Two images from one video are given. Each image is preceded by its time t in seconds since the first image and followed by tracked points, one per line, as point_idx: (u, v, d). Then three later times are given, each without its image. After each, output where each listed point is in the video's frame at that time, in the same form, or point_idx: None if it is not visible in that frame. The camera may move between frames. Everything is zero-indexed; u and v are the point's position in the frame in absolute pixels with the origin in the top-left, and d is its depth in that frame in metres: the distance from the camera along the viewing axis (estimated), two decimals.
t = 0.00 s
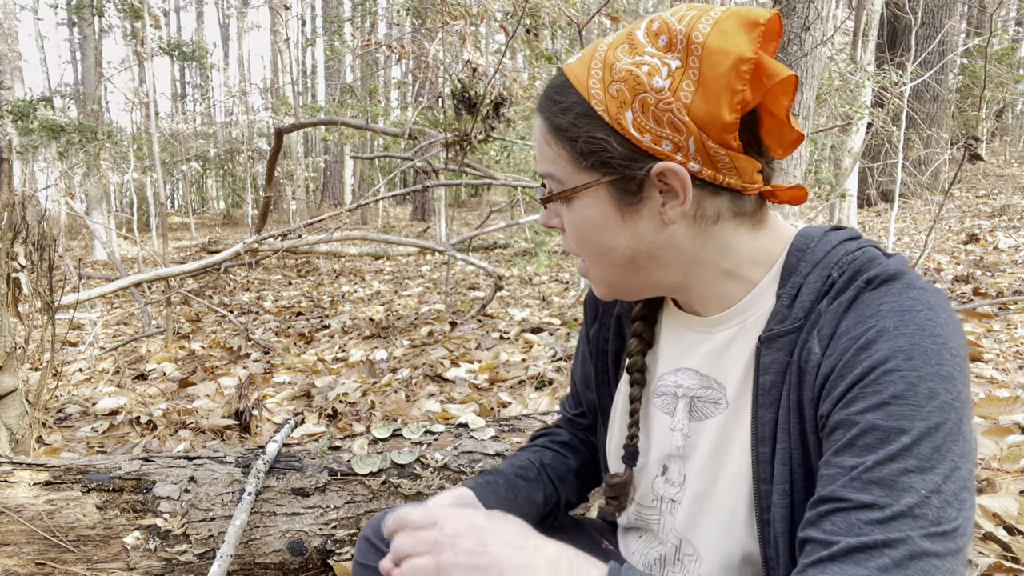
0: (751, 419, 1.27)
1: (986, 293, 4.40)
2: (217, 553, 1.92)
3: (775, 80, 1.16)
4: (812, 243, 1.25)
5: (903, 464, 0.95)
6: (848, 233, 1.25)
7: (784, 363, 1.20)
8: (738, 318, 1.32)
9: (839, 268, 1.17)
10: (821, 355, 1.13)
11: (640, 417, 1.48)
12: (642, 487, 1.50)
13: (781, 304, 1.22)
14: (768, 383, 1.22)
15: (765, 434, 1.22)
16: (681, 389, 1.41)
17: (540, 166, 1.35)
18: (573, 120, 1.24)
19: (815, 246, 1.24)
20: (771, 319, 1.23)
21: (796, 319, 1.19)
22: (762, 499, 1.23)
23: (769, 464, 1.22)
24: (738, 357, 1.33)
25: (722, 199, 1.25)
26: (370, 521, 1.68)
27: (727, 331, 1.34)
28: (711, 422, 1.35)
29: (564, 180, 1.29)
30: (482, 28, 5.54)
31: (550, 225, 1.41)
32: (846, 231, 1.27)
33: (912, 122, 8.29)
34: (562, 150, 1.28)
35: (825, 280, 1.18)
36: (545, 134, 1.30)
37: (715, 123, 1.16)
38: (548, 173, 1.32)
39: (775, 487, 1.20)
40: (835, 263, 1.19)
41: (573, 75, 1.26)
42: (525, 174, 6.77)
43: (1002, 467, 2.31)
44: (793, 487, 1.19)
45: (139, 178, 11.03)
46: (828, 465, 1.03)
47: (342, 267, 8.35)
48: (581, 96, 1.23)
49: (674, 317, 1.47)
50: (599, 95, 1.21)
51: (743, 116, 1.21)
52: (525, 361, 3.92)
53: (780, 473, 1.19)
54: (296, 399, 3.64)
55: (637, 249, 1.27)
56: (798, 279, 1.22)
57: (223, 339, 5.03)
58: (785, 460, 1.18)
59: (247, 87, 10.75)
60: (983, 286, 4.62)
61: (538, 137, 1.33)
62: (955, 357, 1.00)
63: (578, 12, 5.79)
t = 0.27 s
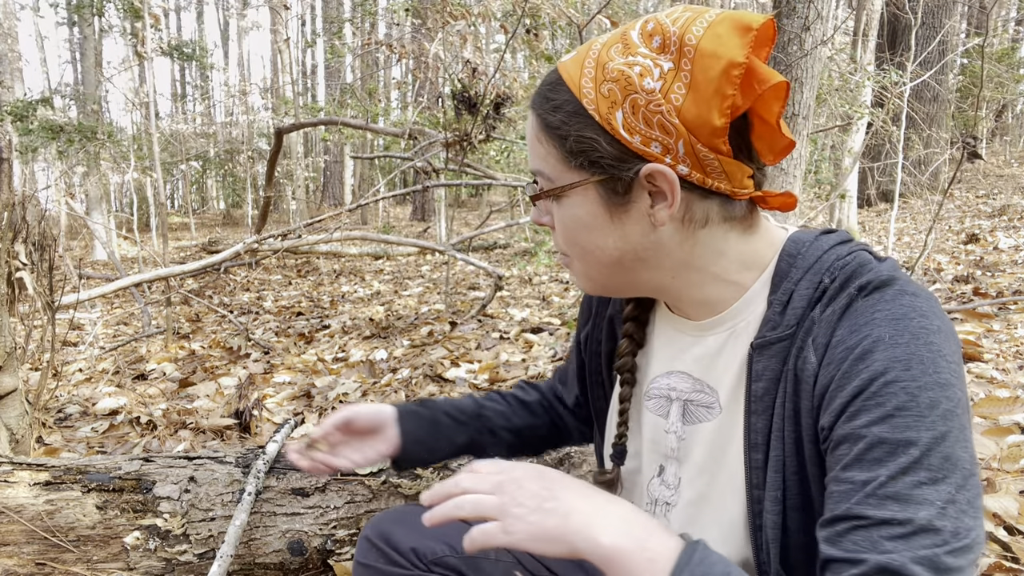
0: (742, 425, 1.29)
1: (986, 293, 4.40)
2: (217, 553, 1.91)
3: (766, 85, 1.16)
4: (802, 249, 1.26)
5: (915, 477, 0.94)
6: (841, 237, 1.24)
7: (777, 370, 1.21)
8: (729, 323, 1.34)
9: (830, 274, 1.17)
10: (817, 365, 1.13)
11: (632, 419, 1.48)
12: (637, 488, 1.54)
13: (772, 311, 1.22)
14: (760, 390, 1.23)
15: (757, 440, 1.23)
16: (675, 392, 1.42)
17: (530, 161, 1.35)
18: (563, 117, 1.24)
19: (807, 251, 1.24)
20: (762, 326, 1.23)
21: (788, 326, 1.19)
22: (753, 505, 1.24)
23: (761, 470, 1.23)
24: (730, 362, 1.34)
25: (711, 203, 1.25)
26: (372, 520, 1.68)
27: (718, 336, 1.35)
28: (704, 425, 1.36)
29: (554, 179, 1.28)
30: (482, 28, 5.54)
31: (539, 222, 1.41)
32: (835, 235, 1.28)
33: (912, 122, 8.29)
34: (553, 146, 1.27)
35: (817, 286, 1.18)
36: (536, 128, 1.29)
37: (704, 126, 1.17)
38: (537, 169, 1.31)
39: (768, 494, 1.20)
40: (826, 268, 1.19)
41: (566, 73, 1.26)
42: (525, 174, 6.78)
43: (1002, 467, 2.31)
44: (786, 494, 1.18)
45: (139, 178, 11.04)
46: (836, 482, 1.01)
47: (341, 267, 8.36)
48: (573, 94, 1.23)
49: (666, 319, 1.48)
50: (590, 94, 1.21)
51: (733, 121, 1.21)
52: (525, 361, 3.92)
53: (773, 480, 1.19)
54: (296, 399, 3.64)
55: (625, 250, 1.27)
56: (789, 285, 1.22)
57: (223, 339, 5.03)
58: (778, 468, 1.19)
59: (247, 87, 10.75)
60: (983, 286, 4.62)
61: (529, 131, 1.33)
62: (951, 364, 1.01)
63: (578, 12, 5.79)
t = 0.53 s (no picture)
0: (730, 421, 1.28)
1: (986, 293, 4.40)
2: (217, 553, 1.92)
3: (765, 80, 1.19)
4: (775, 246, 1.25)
5: (927, 457, 0.93)
6: (812, 229, 1.26)
7: (760, 364, 1.21)
8: (710, 322, 1.32)
9: (804, 266, 1.18)
10: (801, 358, 1.13)
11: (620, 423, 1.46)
12: (637, 493, 1.52)
13: (753, 306, 1.22)
14: (746, 386, 1.23)
15: (746, 436, 1.23)
16: (666, 394, 1.40)
17: (522, 152, 1.31)
18: (570, 107, 1.22)
19: (782, 245, 1.24)
20: (743, 322, 1.23)
21: (766, 320, 1.20)
22: (749, 500, 1.24)
23: (753, 465, 1.22)
24: (714, 361, 1.33)
25: (703, 198, 1.26)
26: (371, 520, 1.68)
27: (700, 336, 1.34)
28: (696, 425, 1.35)
29: (552, 175, 1.27)
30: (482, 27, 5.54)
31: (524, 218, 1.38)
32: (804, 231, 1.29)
33: (912, 122, 8.29)
34: (555, 135, 1.24)
35: (792, 280, 1.19)
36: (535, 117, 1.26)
37: (708, 119, 1.19)
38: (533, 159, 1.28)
39: (763, 488, 1.20)
40: (800, 261, 1.20)
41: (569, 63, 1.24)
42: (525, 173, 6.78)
43: (1002, 467, 2.31)
44: (780, 486, 1.19)
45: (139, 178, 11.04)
46: (847, 477, 0.99)
47: (341, 267, 8.36)
48: (579, 85, 1.21)
49: (647, 321, 1.45)
50: (599, 83, 1.20)
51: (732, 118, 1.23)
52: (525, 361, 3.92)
53: (766, 473, 1.19)
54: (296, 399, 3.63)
55: (622, 246, 1.27)
56: (766, 281, 1.22)
57: (223, 338, 5.03)
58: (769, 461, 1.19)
59: (247, 87, 10.75)
60: (983, 286, 4.62)
61: (521, 122, 1.29)
62: (926, 340, 1.03)
63: (578, 12, 5.79)
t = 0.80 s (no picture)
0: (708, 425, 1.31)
1: (987, 293, 4.40)
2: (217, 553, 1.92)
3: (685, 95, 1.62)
4: (729, 240, 1.35)
5: (923, 431, 0.95)
6: (761, 227, 1.34)
7: (730, 363, 1.25)
8: (680, 325, 1.38)
9: (761, 265, 1.25)
10: (773, 355, 1.17)
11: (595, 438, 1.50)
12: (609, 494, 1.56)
13: (715, 307, 1.29)
14: (717, 385, 1.27)
15: (724, 435, 1.26)
16: (639, 405, 1.44)
17: (618, 145, 1.25)
18: (663, 88, 1.33)
19: (736, 246, 1.32)
20: (708, 323, 1.29)
21: (732, 319, 1.25)
22: (731, 498, 1.26)
23: (732, 463, 1.25)
24: (684, 364, 1.39)
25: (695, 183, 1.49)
26: (372, 519, 1.68)
27: (671, 341, 1.39)
28: (672, 430, 1.38)
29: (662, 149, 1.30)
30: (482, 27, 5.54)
31: (624, 224, 1.26)
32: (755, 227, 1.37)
33: (912, 122, 8.29)
34: (660, 116, 1.31)
35: (751, 279, 1.25)
36: (641, 100, 1.28)
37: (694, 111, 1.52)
38: (645, 146, 1.27)
39: (744, 485, 1.22)
40: (756, 260, 1.27)
41: (628, 54, 1.35)
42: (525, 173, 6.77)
43: (1002, 467, 2.31)
44: (761, 482, 1.21)
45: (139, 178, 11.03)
46: (851, 471, 0.99)
47: (341, 267, 8.36)
48: (654, 72, 1.35)
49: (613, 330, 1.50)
50: (664, 72, 1.37)
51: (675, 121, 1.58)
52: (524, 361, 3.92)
53: (746, 471, 1.22)
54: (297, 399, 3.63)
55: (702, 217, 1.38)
56: (725, 282, 1.29)
57: (223, 339, 5.03)
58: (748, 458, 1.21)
59: (247, 87, 10.74)
60: (983, 286, 4.61)
61: (622, 107, 1.25)
62: (892, 320, 1.07)
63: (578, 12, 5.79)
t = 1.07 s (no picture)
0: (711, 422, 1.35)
1: (986, 293, 4.40)
2: (217, 553, 1.92)
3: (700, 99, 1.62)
4: (740, 248, 1.34)
5: (963, 444, 0.95)
6: (771, 233, 1.34)
7: (738, 373, 1.26)
8: (687, 333, 1.40)
9: (772, 273, 1.26)
10: (793, 368, 1.16)
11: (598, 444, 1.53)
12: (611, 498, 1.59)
13: (725, 315, 1.29)
14: (724, 395, 1.27)
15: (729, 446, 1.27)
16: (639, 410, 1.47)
17: (627, 153, 1.25)
18: (678, 93, 1.32)
19: (746, 252, 1.32)
20: (717, 331, 1.29)
21: (742, 328, 1.25)
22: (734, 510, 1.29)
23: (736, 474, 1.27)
24: (689, 371, 1.41)
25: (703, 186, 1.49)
26: (368, 521, 1.69)
27: (676, 349, 1.42)
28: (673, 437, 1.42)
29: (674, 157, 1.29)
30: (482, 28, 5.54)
31: (630, 234, 1.27)
32: (767, 233, 1.36)
33: (912, 122, 8.29)
34: (674, 123, 1.30)
35: (762, 287, 1.26)
36: (654, 107, 1.26)
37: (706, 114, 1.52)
38: (656, 155, 1.26)
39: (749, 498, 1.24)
40: (767, 268, 1.27)
41: (643, 56, 1.33)
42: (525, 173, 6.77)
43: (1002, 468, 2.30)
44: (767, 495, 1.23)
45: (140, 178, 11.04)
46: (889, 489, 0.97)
47: (342, 267, 8.37)
48: (669, 76, 1.34)
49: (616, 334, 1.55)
50: (680, 76, 1.36)
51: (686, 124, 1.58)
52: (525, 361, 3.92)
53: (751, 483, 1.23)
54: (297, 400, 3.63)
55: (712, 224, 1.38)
56: (735, 289, 1.29)
57: (223, 338, 5.04)
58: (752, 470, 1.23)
59: (247, 87, 10.75)
60: (983, 286, 4.62)
61: (633, 113, 1.24)
62: (918, 334, 1.06)
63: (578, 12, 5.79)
